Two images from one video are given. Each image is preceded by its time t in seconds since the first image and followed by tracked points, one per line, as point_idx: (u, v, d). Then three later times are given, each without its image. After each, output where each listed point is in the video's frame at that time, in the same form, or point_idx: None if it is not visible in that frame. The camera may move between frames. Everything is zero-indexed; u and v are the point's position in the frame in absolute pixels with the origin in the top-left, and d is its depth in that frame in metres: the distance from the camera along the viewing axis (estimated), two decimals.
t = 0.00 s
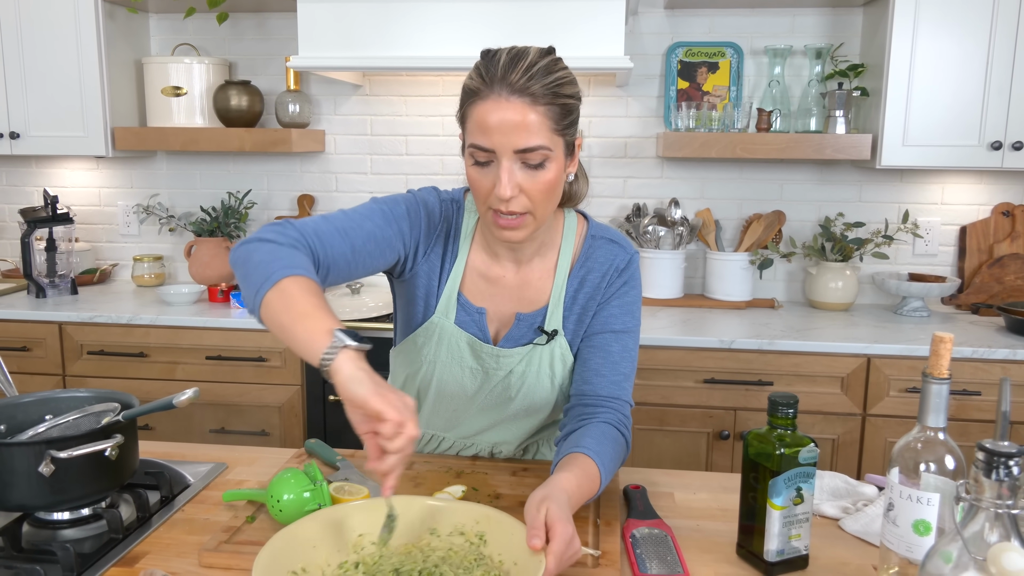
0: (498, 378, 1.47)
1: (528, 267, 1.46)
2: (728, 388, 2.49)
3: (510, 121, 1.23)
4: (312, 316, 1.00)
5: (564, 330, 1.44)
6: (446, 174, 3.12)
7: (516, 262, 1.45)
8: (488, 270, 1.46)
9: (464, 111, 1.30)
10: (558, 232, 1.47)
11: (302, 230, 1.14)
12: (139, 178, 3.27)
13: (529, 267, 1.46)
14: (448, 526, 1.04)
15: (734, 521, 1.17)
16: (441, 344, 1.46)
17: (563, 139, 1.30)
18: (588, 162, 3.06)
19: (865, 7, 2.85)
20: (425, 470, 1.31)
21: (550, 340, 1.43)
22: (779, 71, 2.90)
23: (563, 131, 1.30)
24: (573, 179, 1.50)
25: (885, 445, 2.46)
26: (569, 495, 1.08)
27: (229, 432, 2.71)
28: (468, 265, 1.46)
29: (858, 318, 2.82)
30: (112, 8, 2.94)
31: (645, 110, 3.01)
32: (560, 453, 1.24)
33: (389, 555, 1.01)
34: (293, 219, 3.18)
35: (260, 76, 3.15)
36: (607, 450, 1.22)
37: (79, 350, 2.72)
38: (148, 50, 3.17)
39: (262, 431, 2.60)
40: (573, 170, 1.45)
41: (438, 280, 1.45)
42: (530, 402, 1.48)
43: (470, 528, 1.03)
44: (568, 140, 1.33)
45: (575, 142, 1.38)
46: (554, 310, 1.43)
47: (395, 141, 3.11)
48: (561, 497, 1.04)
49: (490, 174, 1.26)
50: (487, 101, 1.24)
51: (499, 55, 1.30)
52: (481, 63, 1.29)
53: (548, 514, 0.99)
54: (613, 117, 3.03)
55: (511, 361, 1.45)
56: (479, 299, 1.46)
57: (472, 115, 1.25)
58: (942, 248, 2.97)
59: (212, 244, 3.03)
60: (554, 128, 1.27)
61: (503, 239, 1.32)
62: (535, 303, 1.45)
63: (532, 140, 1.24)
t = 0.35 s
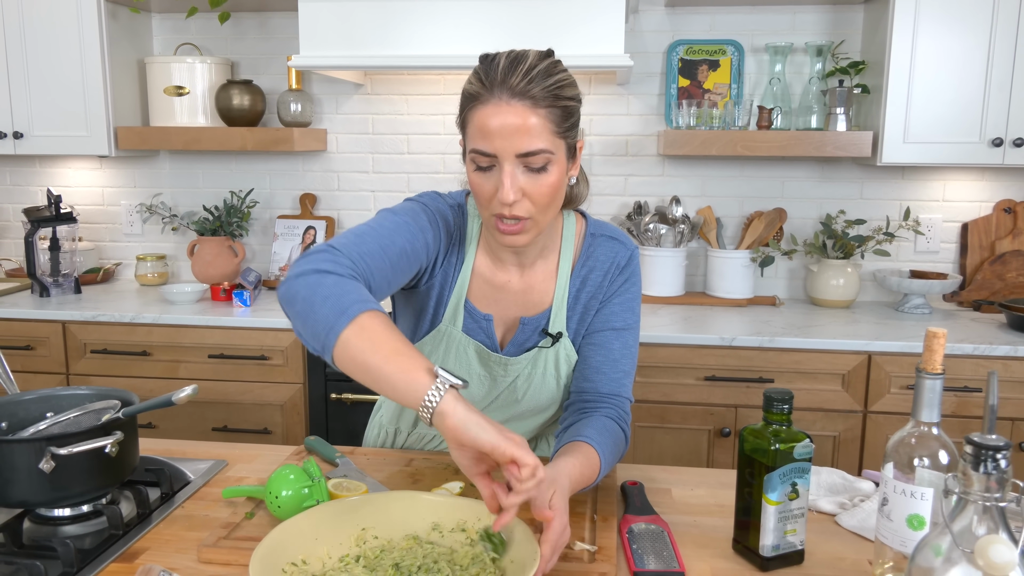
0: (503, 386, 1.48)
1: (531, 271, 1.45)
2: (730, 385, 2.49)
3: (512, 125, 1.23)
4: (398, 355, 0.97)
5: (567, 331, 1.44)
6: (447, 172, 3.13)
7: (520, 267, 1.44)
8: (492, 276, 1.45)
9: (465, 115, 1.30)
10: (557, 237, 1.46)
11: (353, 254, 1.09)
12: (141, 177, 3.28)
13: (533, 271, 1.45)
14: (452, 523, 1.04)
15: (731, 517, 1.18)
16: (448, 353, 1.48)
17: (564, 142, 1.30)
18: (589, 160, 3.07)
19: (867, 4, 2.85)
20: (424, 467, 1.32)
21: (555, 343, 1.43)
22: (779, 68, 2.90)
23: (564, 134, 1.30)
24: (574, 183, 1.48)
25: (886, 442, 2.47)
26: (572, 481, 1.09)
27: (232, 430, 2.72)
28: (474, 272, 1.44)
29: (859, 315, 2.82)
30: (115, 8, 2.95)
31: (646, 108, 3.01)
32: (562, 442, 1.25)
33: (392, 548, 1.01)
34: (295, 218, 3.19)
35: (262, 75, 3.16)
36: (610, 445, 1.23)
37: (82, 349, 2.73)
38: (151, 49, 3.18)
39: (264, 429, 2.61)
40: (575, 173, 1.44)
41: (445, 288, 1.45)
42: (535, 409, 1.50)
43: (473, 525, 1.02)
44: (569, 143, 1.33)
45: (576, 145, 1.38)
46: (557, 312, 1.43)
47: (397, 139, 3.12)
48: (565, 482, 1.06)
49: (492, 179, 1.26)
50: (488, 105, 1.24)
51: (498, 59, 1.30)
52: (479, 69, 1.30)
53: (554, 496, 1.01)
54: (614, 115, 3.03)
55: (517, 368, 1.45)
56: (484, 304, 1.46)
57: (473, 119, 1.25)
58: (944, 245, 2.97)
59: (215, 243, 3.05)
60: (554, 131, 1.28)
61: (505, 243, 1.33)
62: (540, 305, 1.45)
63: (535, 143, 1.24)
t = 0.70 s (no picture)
0: (501, 384, 1.48)
1: (529, 270, 1.46)
2: (730, 384, 2.50)
3: (505, 125, 1.24)
4: (308, 370, 0.90)
5: (565, 330, 1.45)
6: (448, 172, 3.13)
7: (518, 266, 1.45)
8: (490, 275, 1.45)
9: (461, 115, 1.30)
10: (555, 237, 1.47)
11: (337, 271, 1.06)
12: (144, 178, 3.29)
13: (530, 270, 1.46)
14: (447, 519, 1.04)
15: (726, 514, 1.18)
16: (446, 352, 1.47)
17: (559, 142, 1.31)
18: (589, 160, 3.07)
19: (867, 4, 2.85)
20: (422, 464, 1.32)
21: (552, 342, 1.44)
22: (779, 68, 2.91)
23: (560, 134, 1.31)
24: (572, 183, 1.48)
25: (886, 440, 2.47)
26: (569, 480, 1.09)
27: (233, 429, 2.73)
28: (472, 271, 1.45)
29: (860, 314, 2.82)
30: (117, 9, 2.96)
31: (646, 108, 3.01)
32: (558, 441, 1.26)
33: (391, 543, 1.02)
34: (296, 218, 3.20)
35: (263, 76, 3.17)
36: (607, 443, 1.24)
37: (85, 348, 2.75)
38: (153, 50, 3.19)
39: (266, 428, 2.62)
40: (572, 174, 1.44)
41: (446, 290, 1.44)
42: (533, 407, 1.50)
43: (468, 522, 1.03)
44: (566, 143, 1.34)
45: (573, 145, 1.39)
46: (555, 312, 1.44)
47: (397, 139, 3.13)
48: (558, 482, 1.04)
49: (486, 177, 1.27)
50: (482, 104, 1.25)
51: (493, 59, 1.31)
52: (476, 68, 1.30)
53: (545, 497, 0.99)
54: (614, 115, 3.03)
55: (515, 366, 1.45)
56: (483, 303, 1.46)
57: (468, 119, 1.26)
58: (944, 244, 2.97)
59: (217, 243, 3.07)
60: (549, 131, 1.28)
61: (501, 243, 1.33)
62: (538, 304, 1.46)
63: (528, 143, 1.25)
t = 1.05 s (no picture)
0: (492, 375, 1.48)
1: (522, 265, 1.47)
2: (729, 383, 2.50)
3: (499, 117, 1.25)
4: (268, 332, 1.05)
5: (557, 326, 1.45)
6: (449, 171, 3.14)
7: (511, 260, 1.46)
8: (483, 268, 1.47)
9: (458, 106, 1.32)
10: (550, 232, 1.48)
11: (279, 238, 1.20)
12: (147, 177, 3.31)
13: (523, 265, 1.47)
14: (442, 515, 1.04)
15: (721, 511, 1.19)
16: (437, 341, 1.47)
17: (553, 137, 1.31)
18: (590, 159, 3.08)
19: (868, 4, 2.85)
20: (419, 461, 1.33)
21: (545, 337, 1.44)
22: (780, 67, 2.91)
23: (554, 129, 1.31)
24: (567, 180, 1.49)
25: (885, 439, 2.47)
26: (552, 475, 1.09)
27: (235, 427, 2.74)
28: (464, 263, 1.47)
29: (860, 314, 2.82)
30: (119, 8, 2.98)
31: (647, 107, 3.02)
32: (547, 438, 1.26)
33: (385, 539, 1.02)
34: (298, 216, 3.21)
35: (265, 75, 3.18)
36: (597, 441, 1.24)
37: (87, 346, 2.76)
38: (155, 49, 3.21)
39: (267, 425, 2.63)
40: (567, 170, 1.45)
41: (434, 278, 1.46)
42: (525, 399, 1.49)
43: (463, 517, 1.03)
44: (561, 139, 1.34)
45: (568, 142, 1.39)
46: (548, 306, 1.45)
47: (399, 138, 3.14)
48: (542, 477, 1.06)
49: (479, 168, 1.28)
50: (478, 96, 1.26)
51: (494, 52, 1.32)
52: (476, 60, 1.31)
53: (530, 494, 1.01)
54: (615, 114, 3.04)
55: (506, 357, 1.46)
56: (475, 295, 1.47)
57: (464, 109, 1.28)
58: (945, 244, 2.97)
59: (219, 241, 3.06)
60: (544, 125, 1.29)
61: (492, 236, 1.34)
62: (530, 299, 1.46)
63: (521, 135, 1.26)
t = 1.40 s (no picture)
0: (491, 371, 1.48)
1: (517, 259, 1.47)
2: (728, 381, 2.50)
3: (490, 105, 1.25)
4: (319, 384, 1.04)
5: (554, 320, 1.46)
6: (450, 169, 3.15)
7: (506, 255, 1.47)
8: (480, 265, 1.47)
9: (449, 98, 1.32)
10: (544, 226, 1.48)
11: (302, 287, 1.16)
12: (149, 174, 3.32)
13: (519, 260, 1.47)
14: (438, 511, 1.05)
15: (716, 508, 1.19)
16: (436, 339, 1.47)
17: (544, 127, 1.32)
18: (591, 157, 3.08)
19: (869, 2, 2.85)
20: (416, 458, 1.33)
21: (541, 331, 1.45)
22: (781, 65, 2.90)
23: (545, 119, 1.32)
24: (560, 177, 1.51)
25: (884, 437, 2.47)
26: (547, 472, 1.10)
27: (235, 424, 2.75)
28: (460, 261, 1.47)
29: (860, 312, 2.82)
30: (121, 6, 2.98)
31: (647, 105, 3.02)
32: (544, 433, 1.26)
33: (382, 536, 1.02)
34: (299, 214, 3.22)
35: (266, 73, 3.18)
36: (593, 435, 1.25)
37: (89, 343, 2.77)
38: (157, 47, 3.21)
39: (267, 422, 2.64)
40: (557, 165, 1.46)
41: (433, 277, 1.47)
42: (523, 395, 1.50)
43: (458, 514, 1.03)
44: (551, 130, 1.34)
45: (559, 133, 1.40)
46: (544, 301, 1.45)
47: (400, 136, 3.14)
48: (539, 474, 1.06)
49: (471, 158, 1.28)
50: (469, 86, 1.27)
51: (483, 44, 1.32)
52: (466, 52, 1.32)
53: (526, 491, 1.00)
54: (616, 112, 3.04)
55: (504, 353, 1.46)
56: (472, 292, 1.47)
57: (455, 100, 1.28)
58: (945, 242, 2.97)
59: (220, 239, 3.08)
60: (535, 115, 1.29)
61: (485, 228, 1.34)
62: (527, 294, 1.47)
63: (512, 123, 1.26)
